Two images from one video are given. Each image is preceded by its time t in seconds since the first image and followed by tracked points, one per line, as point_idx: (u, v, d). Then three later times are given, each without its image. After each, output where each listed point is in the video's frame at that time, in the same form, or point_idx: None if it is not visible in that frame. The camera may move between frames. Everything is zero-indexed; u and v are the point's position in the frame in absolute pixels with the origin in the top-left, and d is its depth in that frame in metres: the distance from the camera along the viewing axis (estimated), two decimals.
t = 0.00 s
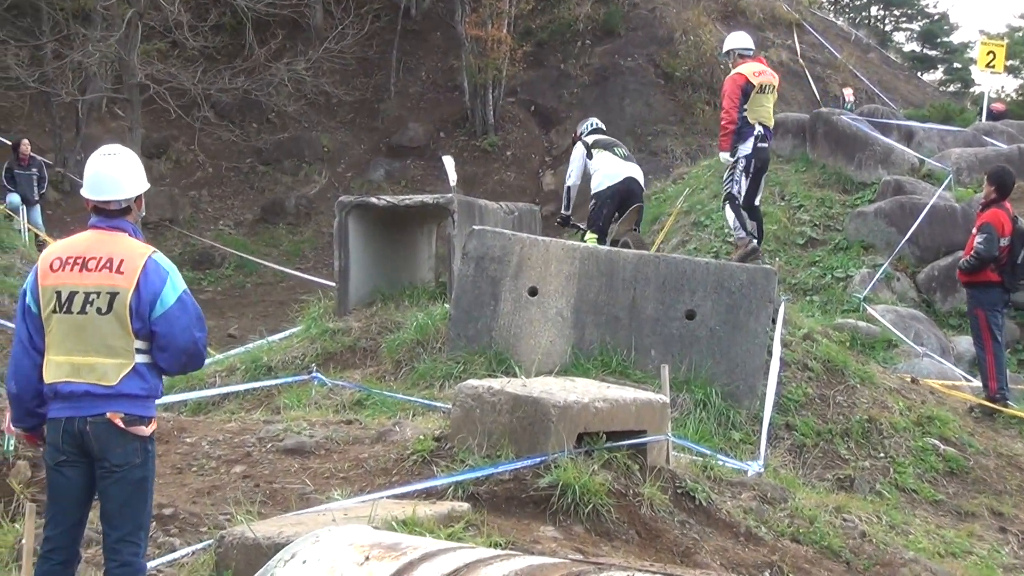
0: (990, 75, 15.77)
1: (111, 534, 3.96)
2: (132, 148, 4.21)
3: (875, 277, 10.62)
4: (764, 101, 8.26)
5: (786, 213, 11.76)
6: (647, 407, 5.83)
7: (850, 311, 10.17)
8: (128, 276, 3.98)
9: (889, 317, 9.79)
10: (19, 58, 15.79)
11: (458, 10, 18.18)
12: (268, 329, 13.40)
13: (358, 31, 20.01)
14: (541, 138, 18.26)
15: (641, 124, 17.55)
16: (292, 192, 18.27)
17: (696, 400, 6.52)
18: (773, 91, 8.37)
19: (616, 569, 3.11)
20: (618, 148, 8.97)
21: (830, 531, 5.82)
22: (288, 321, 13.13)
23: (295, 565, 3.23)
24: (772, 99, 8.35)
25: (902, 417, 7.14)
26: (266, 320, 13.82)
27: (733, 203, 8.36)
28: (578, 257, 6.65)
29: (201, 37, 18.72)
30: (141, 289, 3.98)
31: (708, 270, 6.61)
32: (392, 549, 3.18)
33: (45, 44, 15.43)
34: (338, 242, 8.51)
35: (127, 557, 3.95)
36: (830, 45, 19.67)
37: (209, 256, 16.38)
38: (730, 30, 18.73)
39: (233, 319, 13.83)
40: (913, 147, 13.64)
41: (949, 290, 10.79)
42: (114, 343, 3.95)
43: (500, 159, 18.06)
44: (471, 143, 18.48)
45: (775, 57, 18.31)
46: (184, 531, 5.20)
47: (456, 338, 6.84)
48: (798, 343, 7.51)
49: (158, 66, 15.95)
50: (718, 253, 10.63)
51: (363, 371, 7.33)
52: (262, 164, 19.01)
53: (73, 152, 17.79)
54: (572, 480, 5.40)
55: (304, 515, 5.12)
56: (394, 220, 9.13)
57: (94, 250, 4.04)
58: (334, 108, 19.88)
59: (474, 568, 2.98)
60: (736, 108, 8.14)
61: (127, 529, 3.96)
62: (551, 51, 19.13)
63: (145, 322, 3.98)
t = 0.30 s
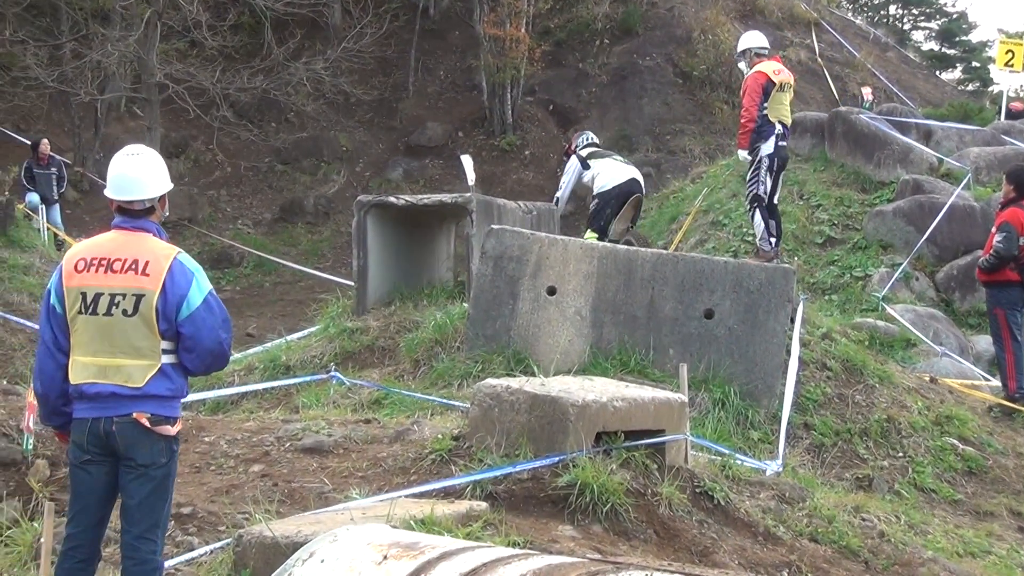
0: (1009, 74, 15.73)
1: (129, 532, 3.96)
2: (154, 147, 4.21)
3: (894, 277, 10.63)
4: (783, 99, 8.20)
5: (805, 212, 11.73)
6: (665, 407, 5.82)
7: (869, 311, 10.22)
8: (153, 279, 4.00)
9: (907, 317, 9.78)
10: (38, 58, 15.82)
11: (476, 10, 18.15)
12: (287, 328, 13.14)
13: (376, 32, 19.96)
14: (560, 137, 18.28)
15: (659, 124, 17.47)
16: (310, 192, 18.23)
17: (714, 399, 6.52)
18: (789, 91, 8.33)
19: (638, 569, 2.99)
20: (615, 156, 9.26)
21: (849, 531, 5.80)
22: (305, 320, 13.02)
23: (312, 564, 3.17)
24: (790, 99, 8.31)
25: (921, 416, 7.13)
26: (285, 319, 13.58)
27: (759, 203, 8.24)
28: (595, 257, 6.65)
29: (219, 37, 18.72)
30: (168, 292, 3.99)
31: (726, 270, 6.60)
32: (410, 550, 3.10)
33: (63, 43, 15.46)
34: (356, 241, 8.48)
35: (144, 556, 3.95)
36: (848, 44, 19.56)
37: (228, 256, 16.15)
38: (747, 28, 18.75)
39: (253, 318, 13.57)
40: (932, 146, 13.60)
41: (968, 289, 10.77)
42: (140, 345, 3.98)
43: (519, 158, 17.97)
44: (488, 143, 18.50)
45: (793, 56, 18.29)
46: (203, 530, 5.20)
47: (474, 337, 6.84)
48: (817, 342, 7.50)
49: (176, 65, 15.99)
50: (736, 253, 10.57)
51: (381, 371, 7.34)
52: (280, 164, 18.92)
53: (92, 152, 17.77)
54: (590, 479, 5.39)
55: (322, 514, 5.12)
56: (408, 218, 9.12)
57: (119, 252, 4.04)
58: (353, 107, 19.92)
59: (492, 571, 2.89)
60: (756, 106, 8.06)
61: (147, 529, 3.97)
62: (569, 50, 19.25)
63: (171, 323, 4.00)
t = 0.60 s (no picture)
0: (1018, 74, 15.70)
1: (142, 532, 3.96)
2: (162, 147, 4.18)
3: (903, 278, 10.63)
4: (793, 100, 8.19)
5: (814, 213, 11.71)
6: (675, 409, 5.82)
7: (879, 312, 10.17)
8: (171, 283, 3.99)
9: (917, 317, 9.77)
10: (48, 59, 15.83)
11: (485, 12, 18.15)
12: (296, 330, 13.10)
13: (386, 33, 19.91)
14: (569, 138, 18.33)
15: (669, 124, 17.17)
16: (320, 194, 18.22)
17: (724, 401, 6.53)
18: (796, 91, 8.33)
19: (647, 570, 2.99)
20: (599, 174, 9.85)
21: (859, 532, 5.79)
22: (315, 322, 12.97)
23: (322, 565, 3.16)
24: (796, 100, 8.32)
25: (931, 417, 7.13)
26: (295, 320, 13.51)
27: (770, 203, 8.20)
28: (606, 258, 6.66)
29: (230, 38, 18.74)
30: (185, 295, 3.99)
31: (735, 271, 6.61)
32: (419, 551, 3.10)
33: (74, 45, 15.47)
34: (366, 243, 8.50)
35: (157, 556, 3.95)
36: (858, 45, 19.49)
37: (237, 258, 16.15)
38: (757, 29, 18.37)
39: (262, 319, 13.51)
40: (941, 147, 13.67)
41: (978, 291, 10.74)
42: (156, 348, 3.98)
43: (529, 160, 18.14)
44: (498, 144, 18.54)
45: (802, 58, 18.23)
46: (213, 531, 5.20)
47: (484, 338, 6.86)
48: (826, 344, 7.49)
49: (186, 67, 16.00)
50: (745, 254, 10.52)
51: (391, 372, 7.34)
52: (289, 165, 18.95)
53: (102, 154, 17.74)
54: (599, 481, 5.37)
55: (332, 515, 5.12)
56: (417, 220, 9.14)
57: (134, 254, 4.04)
58: (362, 108, 20.03)
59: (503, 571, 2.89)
60: (768, 107, 8.03)
61: (160, 530, 3.97)
62: (579, 50, 19.31)
63: (188, 326, 4.00)
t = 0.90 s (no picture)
0: None
1: (160, 534, 3.96)
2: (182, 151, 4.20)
3: (918, 279, 10.62)
4: (811, 104, 8.18)
5: (830, 215, 11.59)
6: (690, 411, 5.81)
7: (893, 315, 10.16)
8: (191, 288, 3.99)
9: (932, 320, 9.75)
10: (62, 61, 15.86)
11: (499, 13, 18.16)
12: (311, 331, 13.07)
13: (399, 35, 19.96)
14: (584, 140, 18.29)
15: (684, 127, 17.05)
16: (333, 197, 18.23)
17: (738, 403, 6.54)
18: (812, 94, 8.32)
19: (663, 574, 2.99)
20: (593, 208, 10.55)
21: (875, 535, 5.79)
22: (330, 324, 12.93)
23: (340, 568, 3.17)
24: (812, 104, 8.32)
25: (946, 419, 7.12)
26: (311, 323, 13.49)
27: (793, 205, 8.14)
28: (620, 260, 6.69)
29: (245, 40, 18.75)
30: (206, 301, 3.99)
31: (750, 272, 6.62)
32: (434, 554, 3.11)
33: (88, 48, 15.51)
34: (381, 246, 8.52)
35: (173, 559, 3.95)
36: (873, 46, 19.42)
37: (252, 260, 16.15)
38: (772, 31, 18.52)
39: (277, 322, 13.49)
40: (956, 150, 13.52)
41: (993, 292, 10.77)
42: (175, 353, 3.98)
43: (543, 162, 18.16)
44: (513, 147, 18.54)
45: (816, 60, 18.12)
46: (228, 534, 5.20)
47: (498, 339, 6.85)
48: (841, 346, 7.48)
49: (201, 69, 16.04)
50: (760, 256, 10.53)
51: (407, 374, 7.37)
52: (304, 168, 18.98)
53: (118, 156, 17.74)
54: (615, 483, 5.37)
55: (347, 518, 5.12)
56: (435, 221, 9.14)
57: (154, 259, 4.04)
58: (377, 111, 19.98)
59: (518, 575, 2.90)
60: (790, 109, 7.98)
61: (176, 532, 3.97)
62: (593, 54, 19.19)
63: (207, 331, 4.00)
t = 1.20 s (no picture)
0: None
1: (181, 536, 3.95)
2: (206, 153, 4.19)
3: (937, 280, 10.58)
4: (830, 107, 8.17)
5: (848, 216, 11.63)
6: (709, 413, 5.80)
7: (912, 316, 10.18)
8: (213, 291, 3.97)
9: (950, 321, 9.75)
10: (81, 64, 15.92)
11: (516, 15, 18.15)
12: (329, 333, 13.08)
13: (417, 37, 19.97)
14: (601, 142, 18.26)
15: (701, 128, 17.12)
16: (352, 198, 18.16)
17: (757, 405, 6.54)
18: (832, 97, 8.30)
19: None
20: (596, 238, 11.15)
21: (894, 536, 5.78)
22: (349, 326, 12.91)
23: (359, 569, 3.14)
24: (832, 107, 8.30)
25: (966, 421, 7.11)
26: (329, 325, 13.51)
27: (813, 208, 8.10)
28: (638, 262, 6.72)
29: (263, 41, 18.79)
30: (228, 304, 3.97)
31: (769, 274, 6.62)
32: (453, 556, 3.07)
33: (106, 50, 15.57)
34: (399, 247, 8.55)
35: (195, 560, 3.94)
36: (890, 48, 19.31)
37: (270, 262, 16.14)
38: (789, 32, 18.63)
39: (295, 323, 13.47)
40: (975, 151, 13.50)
41: (1012, 294, 10.73)
42: (197, 355, 3.97)
43: (561, 164, 18.09)
44: (531, 147, 18.45)
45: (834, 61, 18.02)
46: (247, 536, 5.19)
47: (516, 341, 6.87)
48: (860, 348, 7.48)
49: (219, 71, 16.10)
50: (778, 257, 10.43)
51: (425, 375, 7.41)
52: (322, 169, 18.86)
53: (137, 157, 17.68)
54: (634, 485, 5.35)
55: (366, 519, 5.10)
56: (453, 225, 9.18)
57: (177, 262, 4.03)
58: (394, 113, 19.82)
59: None
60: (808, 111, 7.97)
61: (196, 534, 3.96)
62: (611, 55, 19.17)
63: (229, 334, 3.98)
